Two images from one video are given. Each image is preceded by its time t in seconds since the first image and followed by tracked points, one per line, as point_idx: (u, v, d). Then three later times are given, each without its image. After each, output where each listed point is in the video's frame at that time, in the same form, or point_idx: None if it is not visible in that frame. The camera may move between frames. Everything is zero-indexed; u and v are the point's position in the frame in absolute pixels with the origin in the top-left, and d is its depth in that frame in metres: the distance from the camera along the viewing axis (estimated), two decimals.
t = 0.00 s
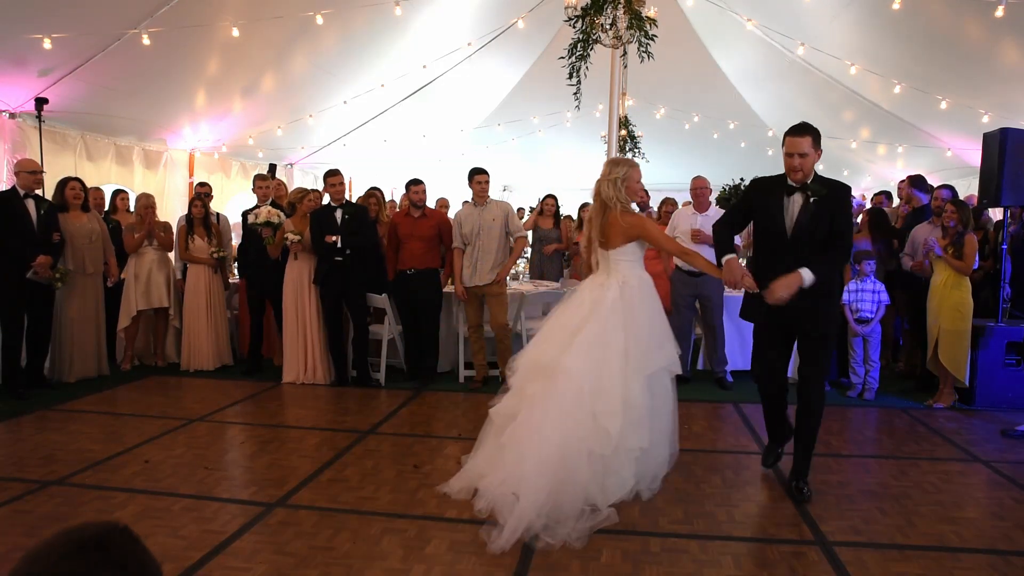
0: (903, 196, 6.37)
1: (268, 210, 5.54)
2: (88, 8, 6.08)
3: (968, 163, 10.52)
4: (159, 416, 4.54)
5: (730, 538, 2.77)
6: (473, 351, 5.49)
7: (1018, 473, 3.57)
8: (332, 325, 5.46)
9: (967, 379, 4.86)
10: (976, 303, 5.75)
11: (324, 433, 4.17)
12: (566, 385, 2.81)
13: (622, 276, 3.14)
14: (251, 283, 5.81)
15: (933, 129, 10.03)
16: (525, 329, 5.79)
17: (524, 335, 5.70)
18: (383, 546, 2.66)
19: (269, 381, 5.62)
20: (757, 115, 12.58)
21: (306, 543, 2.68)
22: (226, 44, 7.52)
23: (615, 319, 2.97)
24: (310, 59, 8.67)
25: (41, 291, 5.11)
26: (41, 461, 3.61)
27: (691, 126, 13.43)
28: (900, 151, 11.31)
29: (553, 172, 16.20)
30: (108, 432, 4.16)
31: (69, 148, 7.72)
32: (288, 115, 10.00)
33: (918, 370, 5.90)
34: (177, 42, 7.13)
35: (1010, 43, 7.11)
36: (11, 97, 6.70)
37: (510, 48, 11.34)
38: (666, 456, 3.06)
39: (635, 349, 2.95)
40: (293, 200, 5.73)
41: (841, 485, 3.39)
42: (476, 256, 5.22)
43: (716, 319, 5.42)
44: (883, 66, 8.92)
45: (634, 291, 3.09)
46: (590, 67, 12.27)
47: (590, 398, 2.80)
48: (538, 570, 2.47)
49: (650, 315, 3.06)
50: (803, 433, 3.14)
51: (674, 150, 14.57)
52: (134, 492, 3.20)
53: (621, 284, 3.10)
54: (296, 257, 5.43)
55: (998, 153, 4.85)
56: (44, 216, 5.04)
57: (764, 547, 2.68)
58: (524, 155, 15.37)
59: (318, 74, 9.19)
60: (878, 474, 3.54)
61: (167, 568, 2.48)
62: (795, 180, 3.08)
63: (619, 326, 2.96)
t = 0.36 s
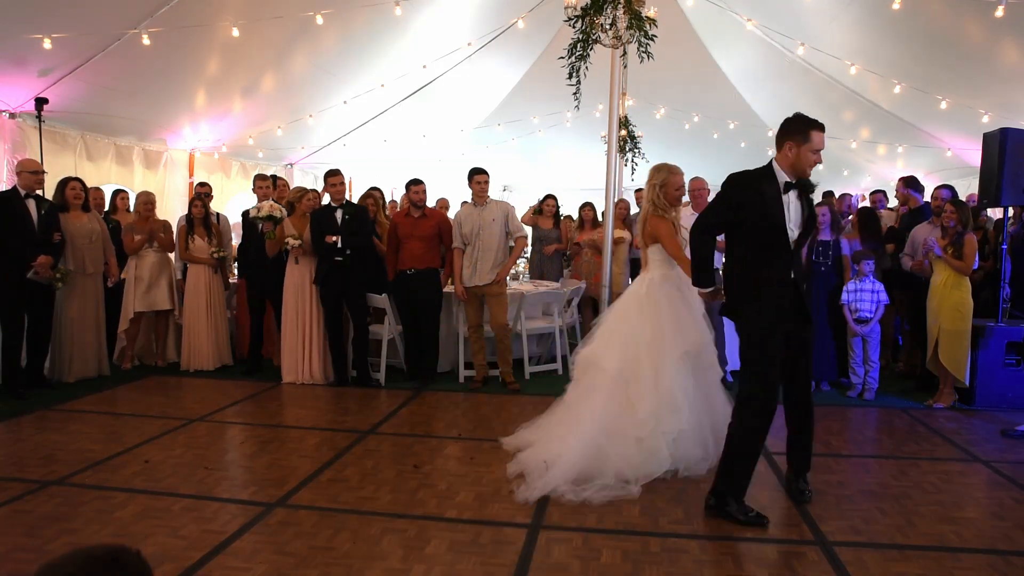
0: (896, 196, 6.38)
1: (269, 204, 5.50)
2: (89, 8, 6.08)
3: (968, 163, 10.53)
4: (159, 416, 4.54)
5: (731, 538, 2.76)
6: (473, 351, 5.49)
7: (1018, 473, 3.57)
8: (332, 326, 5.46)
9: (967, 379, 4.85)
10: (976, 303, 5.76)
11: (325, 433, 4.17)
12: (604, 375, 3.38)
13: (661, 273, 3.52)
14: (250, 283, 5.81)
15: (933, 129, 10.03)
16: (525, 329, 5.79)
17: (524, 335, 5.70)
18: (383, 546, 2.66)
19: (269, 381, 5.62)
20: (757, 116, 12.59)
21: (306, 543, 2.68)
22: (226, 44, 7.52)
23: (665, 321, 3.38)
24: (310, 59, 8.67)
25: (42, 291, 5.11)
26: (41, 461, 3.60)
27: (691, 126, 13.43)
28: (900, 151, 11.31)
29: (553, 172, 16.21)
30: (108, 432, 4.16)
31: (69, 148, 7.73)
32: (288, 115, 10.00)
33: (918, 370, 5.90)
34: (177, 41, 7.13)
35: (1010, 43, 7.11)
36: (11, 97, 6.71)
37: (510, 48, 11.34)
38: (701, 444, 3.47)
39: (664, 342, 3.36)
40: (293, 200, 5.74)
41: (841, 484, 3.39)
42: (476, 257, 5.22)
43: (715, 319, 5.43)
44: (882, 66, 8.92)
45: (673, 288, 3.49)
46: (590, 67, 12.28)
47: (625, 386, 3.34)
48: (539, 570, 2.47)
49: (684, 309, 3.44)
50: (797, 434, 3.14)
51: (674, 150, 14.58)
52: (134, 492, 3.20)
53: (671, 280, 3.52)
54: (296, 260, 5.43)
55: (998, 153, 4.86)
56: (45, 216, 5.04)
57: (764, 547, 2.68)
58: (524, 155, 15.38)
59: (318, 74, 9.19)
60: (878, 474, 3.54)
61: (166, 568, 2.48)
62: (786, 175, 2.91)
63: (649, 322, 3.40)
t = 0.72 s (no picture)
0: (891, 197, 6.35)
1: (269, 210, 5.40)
2: (89, 8, 6.09)
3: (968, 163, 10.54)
4: (159, 416, 4.54)
5: (732, 538, 2.76)
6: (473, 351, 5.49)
7: (1018, 473, 3.57)
8: (332, 325, 5.46)
9: (967, 379, 4.85)
10: (977, 303, 5.75)
11: (325, 433, 4.17)
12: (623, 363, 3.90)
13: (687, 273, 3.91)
14: (250, 283, 5.81)
15: (933, 129, 10.03)
16: (525, 329, 5.80)
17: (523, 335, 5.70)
18: (383, 546, 2.66)
19: (269, 381, 5.62)
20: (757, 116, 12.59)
21: (306, 543, 2.68)
22: (226, 43, 7.52)
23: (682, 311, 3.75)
24: (310, 59, 8.67)
25: (42, 292, 5.11)
26: (41, 461, 3.60)
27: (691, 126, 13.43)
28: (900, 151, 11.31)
29: (553, 172, 16.21)
30: (108, 432, 4.16)
31: (69, 148, 7.72)
32: (288, 115, 9.99)
33: (918, 370, 5.90)
34: (177, 41, 7.13)
35: (1010, 43, 7.11)
36: (11, 97, 6.70)
37: (510, 48, 11.34)
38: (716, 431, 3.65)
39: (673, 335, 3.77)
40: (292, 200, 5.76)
41: (841, 485, 3.39)
42: (476, 256, 5.21)
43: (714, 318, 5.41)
44: (882, 66, 8.91)
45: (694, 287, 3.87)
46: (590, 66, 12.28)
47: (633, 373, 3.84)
48: (539, 570, 2.47)
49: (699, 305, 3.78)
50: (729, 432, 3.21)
51: (674, 150, 14.57)
52: (134, 492, 3.20)
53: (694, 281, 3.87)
54: (297, 254, 5.44)
55: (998, 153, 4.85)
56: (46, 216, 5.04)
57: (765, 547, 2.68)
58: (525, 155, 15.38)
59: (318, 74, 9.19)
60: (879, 474, 3.54)
61: (166, 568, 2.47)
62: (759, 170, 2.89)
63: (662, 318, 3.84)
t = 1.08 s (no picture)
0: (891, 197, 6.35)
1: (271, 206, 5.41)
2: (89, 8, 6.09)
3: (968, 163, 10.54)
4: (159, 416, 4.54)
5: (731, 538, 2.77)
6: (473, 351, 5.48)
7: (1018, 473, 3.57)
8: (332, 325, 5.46)
9: (967, 379, 4.85)
10: (977, 302, 5.76)
11: (325, 433, 4.17)
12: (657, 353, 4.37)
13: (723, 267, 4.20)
14: (251, 284, 5.82)
15: (933, 129, 10.03)
16: (525, 329, 5.80)
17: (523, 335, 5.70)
18: (383, 546, 2.66)
19: (269, 381, 5.62)
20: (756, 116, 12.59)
21: (306, 543, 2.68)
22: (226, 43, 7.52)
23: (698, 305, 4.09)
24: (310, 59, 8.67)
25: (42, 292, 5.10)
26: (41, 461, 3.60)
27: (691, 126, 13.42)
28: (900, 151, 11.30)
29: (553, 172, 16.22)
30: (108, 432, 4.16)
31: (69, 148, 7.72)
32: (288, 115, 9.99)
33: (918, 370, 5.91)
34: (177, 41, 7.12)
35: (1010, 43, 7.11)
36: (11, 97, 6.70)
37: (510, 48, 11.34)
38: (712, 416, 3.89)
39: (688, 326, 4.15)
40: (292, 199, 5.75)
41: (841, 485, 3.39)
42: (476, 256, 5.22)
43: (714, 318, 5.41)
44: (882, 66, 8.91)
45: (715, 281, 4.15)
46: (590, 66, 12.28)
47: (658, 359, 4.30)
48: (539, 570, 2.47)
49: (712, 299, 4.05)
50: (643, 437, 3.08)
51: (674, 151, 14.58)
52: (134, 492, 3.20)
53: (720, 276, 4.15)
54: (297, 259, 5.46)
55: (998, 154, 4.85)
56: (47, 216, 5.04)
57: (765, 547, 2.68)
58: (525, 155, 15.37)
59: (318, 74, 9.19)
60: (878, 474, 3.54)
61: (166, 568, 2.47)
62: (693, 162, 2.77)
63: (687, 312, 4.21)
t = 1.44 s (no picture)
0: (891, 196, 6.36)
1: (269, 213, 5.34)
2: (89, 8, 6.09)
3: (968, 163, 10.54)
4: (159, 416, 4.54)
5: (731, 538, 2.77)
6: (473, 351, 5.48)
7: (1018, 473, 3.57)
8: (332, 326, 5.46)
9: (967, 379, 4.85)
10: (977, 302, 5.76)
11: (325, 433, 4.17)
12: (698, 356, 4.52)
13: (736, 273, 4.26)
14: (251, 282, 5.81)
15: (933, 129, 10.03)
16: (525, 329, 5.79)
17: (523, 335, 5.70)
18: (383, 546, 2.66)
19: (269, 381, 5.62)
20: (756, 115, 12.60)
21: (306, 543, 2.68)
22: (226, 44, 7.52)
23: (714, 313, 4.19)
24: (310, 59, 8.67)
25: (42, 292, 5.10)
26: (41, 461, 3.60)
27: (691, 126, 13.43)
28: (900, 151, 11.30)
29: (553, 172, 16.23)
30: (108, 432, 4.16)
31: (69, 148, 7.72)
32: (288, 115, 9.99)
33: (918, 370, 5.91)
34: (177, 41, 7.13)
35: (1010, 43, 7.11)
36: (11, 97, 6.70)
37: (510, 48, 11.34)
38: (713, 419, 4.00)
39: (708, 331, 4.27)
40: (291, 199, 5.76)
41: (841, 484, 3.39)
42: (476, 256, 5.21)
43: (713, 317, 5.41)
44: (882, 66, 8.91)
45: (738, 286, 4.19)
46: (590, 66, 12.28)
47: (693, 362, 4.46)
48: (538, 570, 2.47)
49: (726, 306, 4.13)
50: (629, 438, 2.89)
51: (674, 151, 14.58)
52: (134, 492, 3.20)
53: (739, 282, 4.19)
54: (296, 256, 5.45)
55: (999, 153, 4.85)
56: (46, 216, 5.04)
57: (764, 547, 2.68)
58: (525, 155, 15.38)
59: (319, 74, 9.19)
60: (878, 474, 3.54)
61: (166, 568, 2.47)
62: (652, 157, 2.68)
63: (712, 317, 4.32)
